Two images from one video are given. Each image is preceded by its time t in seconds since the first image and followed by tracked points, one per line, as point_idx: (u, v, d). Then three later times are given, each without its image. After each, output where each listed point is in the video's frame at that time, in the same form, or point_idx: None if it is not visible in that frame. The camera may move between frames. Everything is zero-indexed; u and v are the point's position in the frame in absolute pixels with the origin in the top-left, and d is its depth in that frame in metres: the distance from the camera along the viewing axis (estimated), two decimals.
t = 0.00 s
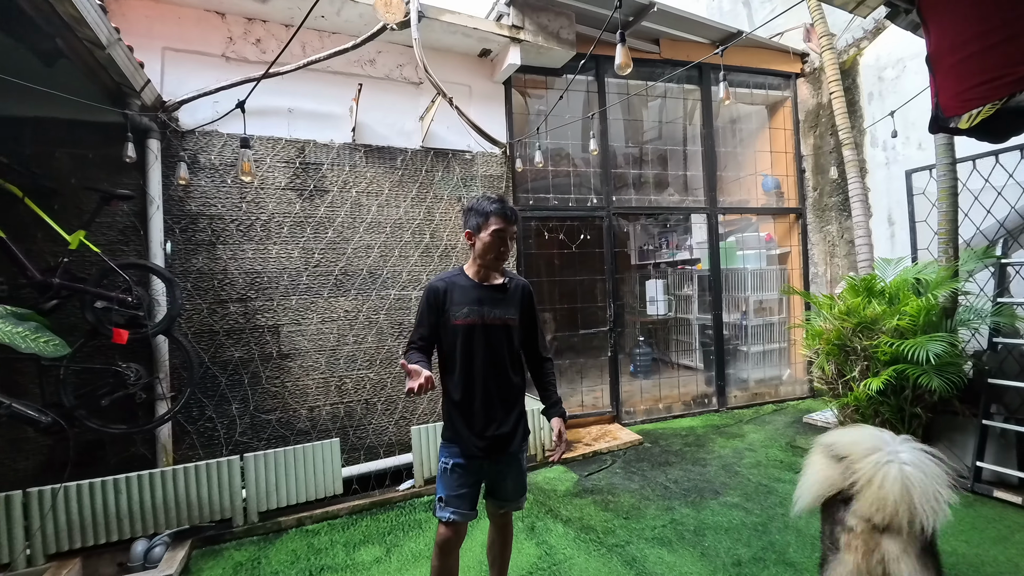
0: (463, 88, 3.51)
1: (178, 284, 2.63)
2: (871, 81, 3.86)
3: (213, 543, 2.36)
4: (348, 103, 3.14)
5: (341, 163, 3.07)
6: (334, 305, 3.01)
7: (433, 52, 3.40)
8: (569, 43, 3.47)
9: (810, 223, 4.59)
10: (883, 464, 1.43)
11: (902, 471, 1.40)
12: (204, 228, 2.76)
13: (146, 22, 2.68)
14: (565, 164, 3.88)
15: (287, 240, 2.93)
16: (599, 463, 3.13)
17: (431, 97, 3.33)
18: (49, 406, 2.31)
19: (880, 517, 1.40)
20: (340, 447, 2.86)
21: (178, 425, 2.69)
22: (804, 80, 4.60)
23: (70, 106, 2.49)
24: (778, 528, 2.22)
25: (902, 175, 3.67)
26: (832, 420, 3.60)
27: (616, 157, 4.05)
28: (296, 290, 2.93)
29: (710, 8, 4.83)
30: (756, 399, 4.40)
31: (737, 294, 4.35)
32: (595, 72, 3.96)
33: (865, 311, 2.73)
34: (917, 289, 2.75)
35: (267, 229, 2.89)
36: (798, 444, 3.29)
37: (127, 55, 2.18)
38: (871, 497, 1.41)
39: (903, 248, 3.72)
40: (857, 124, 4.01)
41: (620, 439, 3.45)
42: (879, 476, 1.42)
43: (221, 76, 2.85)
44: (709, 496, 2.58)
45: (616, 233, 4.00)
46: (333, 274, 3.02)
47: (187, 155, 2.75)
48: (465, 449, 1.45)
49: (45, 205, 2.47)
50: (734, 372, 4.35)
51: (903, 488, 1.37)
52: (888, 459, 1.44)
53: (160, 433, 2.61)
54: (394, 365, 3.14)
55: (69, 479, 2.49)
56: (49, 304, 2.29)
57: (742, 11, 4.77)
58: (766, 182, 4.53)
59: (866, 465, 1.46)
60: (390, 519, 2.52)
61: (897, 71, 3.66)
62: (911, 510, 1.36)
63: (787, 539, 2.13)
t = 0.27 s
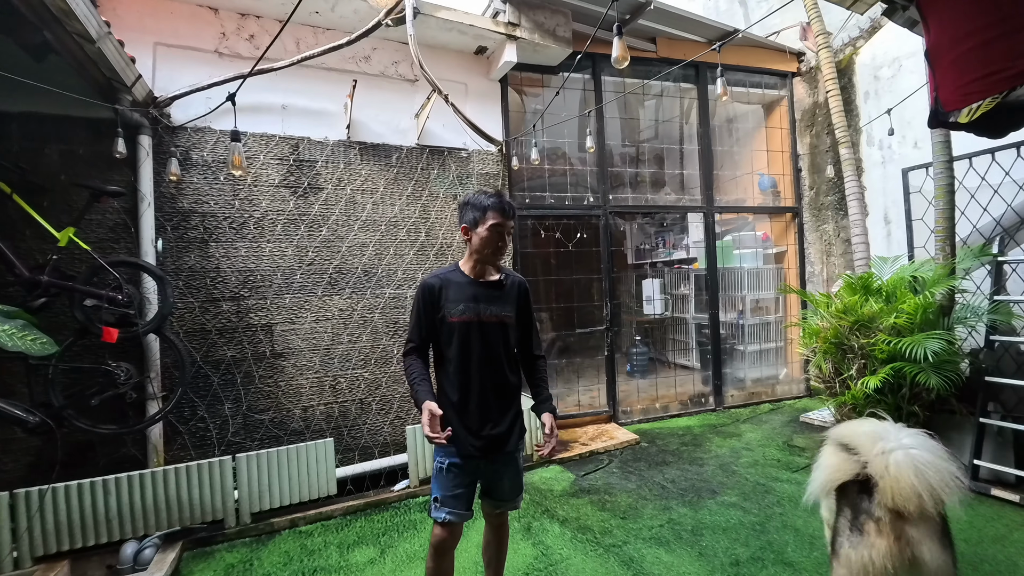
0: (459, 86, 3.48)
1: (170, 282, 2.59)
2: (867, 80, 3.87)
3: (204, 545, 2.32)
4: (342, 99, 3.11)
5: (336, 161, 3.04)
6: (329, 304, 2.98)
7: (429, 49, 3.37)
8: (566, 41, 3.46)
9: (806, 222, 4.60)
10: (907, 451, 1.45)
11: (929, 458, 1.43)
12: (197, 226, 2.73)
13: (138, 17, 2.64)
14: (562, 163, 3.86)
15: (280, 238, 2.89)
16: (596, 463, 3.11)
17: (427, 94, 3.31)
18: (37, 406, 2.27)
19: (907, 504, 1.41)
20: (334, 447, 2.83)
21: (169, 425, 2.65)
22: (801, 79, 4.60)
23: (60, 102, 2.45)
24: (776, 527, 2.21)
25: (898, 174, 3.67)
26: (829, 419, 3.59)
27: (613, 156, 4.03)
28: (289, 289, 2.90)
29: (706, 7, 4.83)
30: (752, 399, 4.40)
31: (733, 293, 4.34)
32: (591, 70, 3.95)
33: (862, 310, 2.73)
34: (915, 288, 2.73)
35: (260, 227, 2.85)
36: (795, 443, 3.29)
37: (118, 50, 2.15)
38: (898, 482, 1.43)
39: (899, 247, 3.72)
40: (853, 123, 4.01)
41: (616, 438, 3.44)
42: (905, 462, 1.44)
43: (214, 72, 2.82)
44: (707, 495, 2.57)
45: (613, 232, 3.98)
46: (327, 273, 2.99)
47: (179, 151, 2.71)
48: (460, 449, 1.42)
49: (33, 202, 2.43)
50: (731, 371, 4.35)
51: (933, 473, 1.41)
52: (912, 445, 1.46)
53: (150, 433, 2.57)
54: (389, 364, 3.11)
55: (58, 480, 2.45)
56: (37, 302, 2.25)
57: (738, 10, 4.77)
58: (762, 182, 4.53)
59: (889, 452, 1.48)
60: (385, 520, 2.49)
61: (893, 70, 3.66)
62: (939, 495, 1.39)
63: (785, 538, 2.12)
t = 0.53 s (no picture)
0: (456, 85, 3.47)
1: (163, 282, 2.57)
2: (863, 80, 3.88)
3: (198, 547, 2.30)
4: (338, 98, 3.10)
5: (331, 160, 3.03)
6: (324, 304, 2.96)
7: (425, 48, 3.36)
8: (563, 40, 3.45)
9: (802, 222, 4.61)
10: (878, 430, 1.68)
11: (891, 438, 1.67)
12: (191, 225, 2.71)
13: (131, 14, 2.62)
14: (558, 162, 3.86)
15: (275, 237, 2.88)
16: (593, 463, 3.10)
17: (423, 93, 3.29)
18: (29, 407, 2.24)
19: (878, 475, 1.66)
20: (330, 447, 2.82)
21: (163, 426, 2.63)
22: (796, 80, 4.61)
23: (52, 100, 2.42)
24: (773, 526, 2.21)
25: (894, 174, 3.68)
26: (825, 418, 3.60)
27: (609, 156, 4.03)
28: (284, 288, 2.88)
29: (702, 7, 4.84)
30: (749, 398, 4.40)
31: (729, 292, 4.35)
32: (588, 70, 3.95)
33: (858, 308, 2.74)
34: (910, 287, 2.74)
35: (255, 226, 2.83)
36: (791, 442, 3.29)
37: (111, 47, 2.13)
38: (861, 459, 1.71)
39: (895, 247, 3.73)
40: (849, 123, 4.03)
41: (613, 438, 3.43)
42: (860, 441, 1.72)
43: (208, 70, 2.80)
44: (703, 495, 2.56)
45: (609, 232, 3.98)
46: (323, 272, 2.97)
47: (173, 150, 2.69)
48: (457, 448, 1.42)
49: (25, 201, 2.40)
50: (727, 371, 4.35)
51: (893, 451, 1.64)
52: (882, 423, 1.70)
53: (144, 433, 2.55)
54: (385, 364, 3.10)
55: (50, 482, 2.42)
56: (28, 302, 2.22)
57: (734, 10, 4.78)
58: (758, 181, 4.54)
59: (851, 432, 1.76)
60: (381, 521, 2.47)
61: (888, 70, 3.68)
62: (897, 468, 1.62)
63: (781, 538, 2.12)
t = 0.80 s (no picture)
0: (454, 85, 3.47)
1: (161, 283, 2.56)
2: (859, 81, 3.90)
3: (195, 549, 2.29)
4: (335, 98, 3.09)
5: (329, 161, 3.02)
6: (322, 305, 2.96)
7: (423, 49, 3.36)
8: (560, 41, 3.46)
9: (799, 223, 4.63)
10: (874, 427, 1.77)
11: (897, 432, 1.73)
12: (188, 226, 2.70)
13: (128, 14, 2.61)
14: (556, 163, 3.86)
15: (273, 238, 2.87)
16: (591, 463, 3.10)
17: (421, 94, 3.29)
18: (25, 409, 2.23)
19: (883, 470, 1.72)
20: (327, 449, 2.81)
21: (160, 427, 2.62)
22: (793, 81, 4.64)
23: (48, 100, 2.41)
24: (771, 526, 2.22)
25: (890, 175, 3.70)
26: (822, 418, 3.62)
27: (607, 157, 4.04)
28: (282, 290, 2.87)
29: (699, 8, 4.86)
30: (746, 399, 4.42)
31: (727, 293, 4.36)
32: (586, 71, 3.95)
33: (855, 309, 2.75)
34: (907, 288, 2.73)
35: (252, 227, 2.83)
36: (788, 442, 3.30)
37: (107, 47, 2.12)
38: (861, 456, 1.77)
39: (891, 247, 3.75)
40: (845, 125, 4.05)
41: (611, 439, 3.44)
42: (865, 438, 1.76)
43: (206, 70, 2.79)
44: (702, 495, 2.57)
45: (607, 233, 3.99)
46: (321, 273, 2.96)
47: (170, 150, 2.68)
48: (456, 450, 1.41)
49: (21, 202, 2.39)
50: (725, 371, 4.36)
51: (899, 446, 1.71)
52: (885, 421, 1.76)
53: (141, 435, 2.54)
54: (383, 365, 3.09)
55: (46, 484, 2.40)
56: (24, 303, 2.21)
57: (731, 12, 4.80)
58: (755, 182, 4.55)
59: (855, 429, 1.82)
60: (379, 522, 2.47)
61: (884, 72, 3.70)
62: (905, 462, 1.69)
63: (779, 537, 2.13)
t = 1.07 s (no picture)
0: (453, 86, 3.47)
1: (160, 283, 2.56)
2: (857, 82, 3.92)
3: (194, 550, 2.29)
4: (334, 99, 3.09)
5: (328, 161, 3.02)
6: (322, 305, 2.95)
7: (422, 49, 3.36)
8: (559, 41, 3.46)
9: (797, 223, 4.64)
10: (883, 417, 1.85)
11: (919, 423, 1.80)
12: (187, 226, 2.69)
13: (126, 14, 2.60)
14: (555, 164, 3.87)
15: (272, 239, 2.86)
16: (591, 463, 3.11)
17: (420, 94, 3.29)
18: (22, 410, 2.22)
19: (901, 459, 1.77)
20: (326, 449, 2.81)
21: (158, 428, 2.61)
22: (791, 81, 4.65)
23: (46, 100, 2.40)
24: (770, 526, 2.22)
25: (888, 175, 3.71)
26: (820, 418, 3.62)
27: (606, 157, 4.04)
28: (282, 290, 2.87)
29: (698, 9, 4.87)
30: (745, 399, 4.42)
31: (726, 293, 4.37)
32: (585, 71, 3.96)
33: (854, 309, 2.75)
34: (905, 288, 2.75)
35: (251, 227, 2.82)
36: (787, 442, 3.31)
37: (106, 47, 2.11)
38: (885, 449, 1.79)
39: (889, 247, 3.77)
40: (844, 125, 4.06)
41: (611, 439, 3.44)
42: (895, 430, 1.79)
43: (204, 70, 2.78)
44: (701, 495, 2.57)
45: (606, 233, 3.99)
46: (320, 274, 2.96)
47: (168, 150, 2.67)
48: (457, 450, 1.41)
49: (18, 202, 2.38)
50: (724, 371, 4.37)
51: (920, 435, 1.77)
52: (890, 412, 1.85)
53: (139, 436, 2.53)
54: (382, 366, 3.09)
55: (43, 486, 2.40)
56: (22, 304, 2.20)
57: (729, 13, 4.82)
58: (754, 182, 4.56)
59: (877, 422, 1.85)
60: (379, 523, 2.46)
61: (882, 72, 3.71)
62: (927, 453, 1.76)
63: (779, 537, 2.13)
